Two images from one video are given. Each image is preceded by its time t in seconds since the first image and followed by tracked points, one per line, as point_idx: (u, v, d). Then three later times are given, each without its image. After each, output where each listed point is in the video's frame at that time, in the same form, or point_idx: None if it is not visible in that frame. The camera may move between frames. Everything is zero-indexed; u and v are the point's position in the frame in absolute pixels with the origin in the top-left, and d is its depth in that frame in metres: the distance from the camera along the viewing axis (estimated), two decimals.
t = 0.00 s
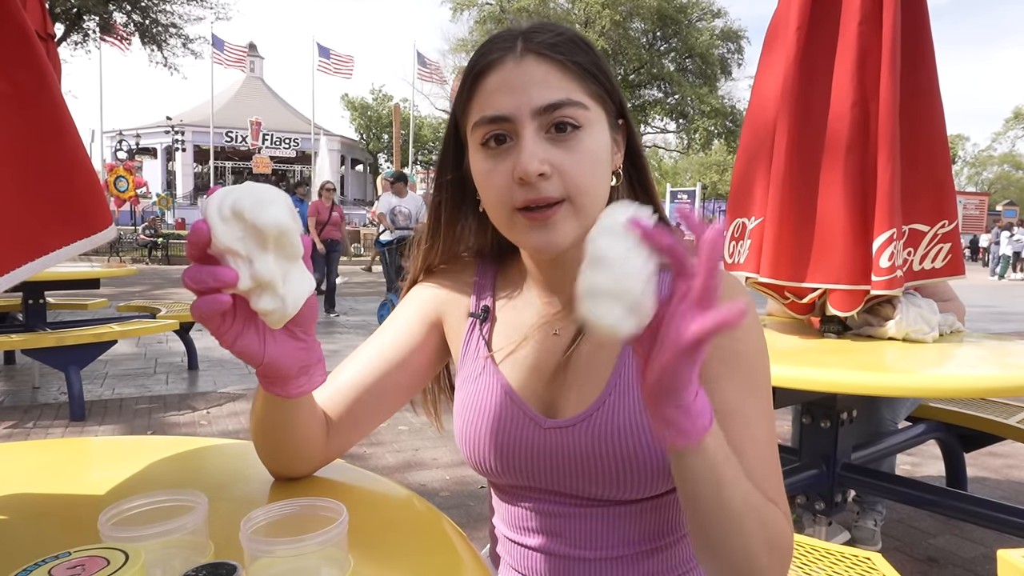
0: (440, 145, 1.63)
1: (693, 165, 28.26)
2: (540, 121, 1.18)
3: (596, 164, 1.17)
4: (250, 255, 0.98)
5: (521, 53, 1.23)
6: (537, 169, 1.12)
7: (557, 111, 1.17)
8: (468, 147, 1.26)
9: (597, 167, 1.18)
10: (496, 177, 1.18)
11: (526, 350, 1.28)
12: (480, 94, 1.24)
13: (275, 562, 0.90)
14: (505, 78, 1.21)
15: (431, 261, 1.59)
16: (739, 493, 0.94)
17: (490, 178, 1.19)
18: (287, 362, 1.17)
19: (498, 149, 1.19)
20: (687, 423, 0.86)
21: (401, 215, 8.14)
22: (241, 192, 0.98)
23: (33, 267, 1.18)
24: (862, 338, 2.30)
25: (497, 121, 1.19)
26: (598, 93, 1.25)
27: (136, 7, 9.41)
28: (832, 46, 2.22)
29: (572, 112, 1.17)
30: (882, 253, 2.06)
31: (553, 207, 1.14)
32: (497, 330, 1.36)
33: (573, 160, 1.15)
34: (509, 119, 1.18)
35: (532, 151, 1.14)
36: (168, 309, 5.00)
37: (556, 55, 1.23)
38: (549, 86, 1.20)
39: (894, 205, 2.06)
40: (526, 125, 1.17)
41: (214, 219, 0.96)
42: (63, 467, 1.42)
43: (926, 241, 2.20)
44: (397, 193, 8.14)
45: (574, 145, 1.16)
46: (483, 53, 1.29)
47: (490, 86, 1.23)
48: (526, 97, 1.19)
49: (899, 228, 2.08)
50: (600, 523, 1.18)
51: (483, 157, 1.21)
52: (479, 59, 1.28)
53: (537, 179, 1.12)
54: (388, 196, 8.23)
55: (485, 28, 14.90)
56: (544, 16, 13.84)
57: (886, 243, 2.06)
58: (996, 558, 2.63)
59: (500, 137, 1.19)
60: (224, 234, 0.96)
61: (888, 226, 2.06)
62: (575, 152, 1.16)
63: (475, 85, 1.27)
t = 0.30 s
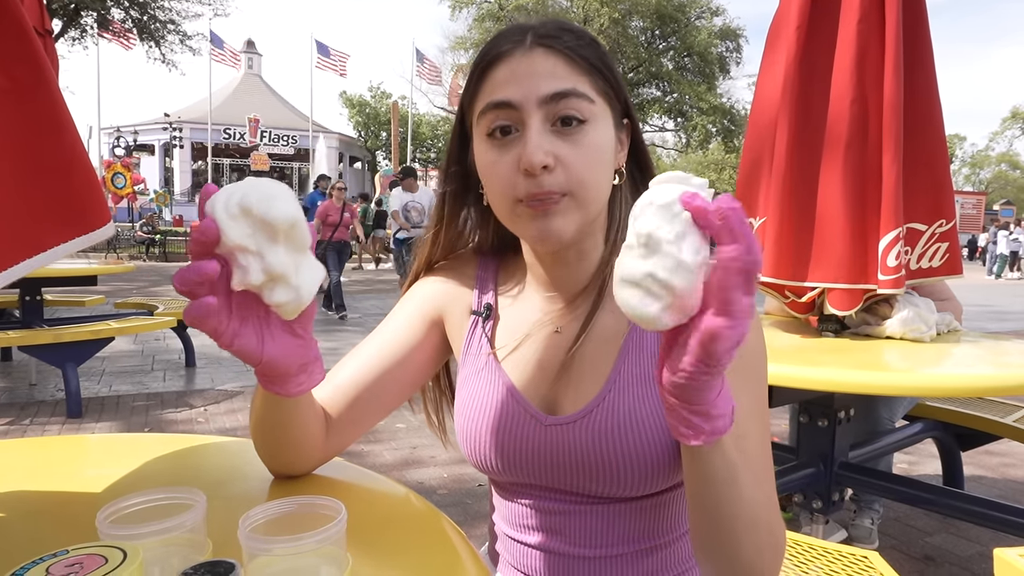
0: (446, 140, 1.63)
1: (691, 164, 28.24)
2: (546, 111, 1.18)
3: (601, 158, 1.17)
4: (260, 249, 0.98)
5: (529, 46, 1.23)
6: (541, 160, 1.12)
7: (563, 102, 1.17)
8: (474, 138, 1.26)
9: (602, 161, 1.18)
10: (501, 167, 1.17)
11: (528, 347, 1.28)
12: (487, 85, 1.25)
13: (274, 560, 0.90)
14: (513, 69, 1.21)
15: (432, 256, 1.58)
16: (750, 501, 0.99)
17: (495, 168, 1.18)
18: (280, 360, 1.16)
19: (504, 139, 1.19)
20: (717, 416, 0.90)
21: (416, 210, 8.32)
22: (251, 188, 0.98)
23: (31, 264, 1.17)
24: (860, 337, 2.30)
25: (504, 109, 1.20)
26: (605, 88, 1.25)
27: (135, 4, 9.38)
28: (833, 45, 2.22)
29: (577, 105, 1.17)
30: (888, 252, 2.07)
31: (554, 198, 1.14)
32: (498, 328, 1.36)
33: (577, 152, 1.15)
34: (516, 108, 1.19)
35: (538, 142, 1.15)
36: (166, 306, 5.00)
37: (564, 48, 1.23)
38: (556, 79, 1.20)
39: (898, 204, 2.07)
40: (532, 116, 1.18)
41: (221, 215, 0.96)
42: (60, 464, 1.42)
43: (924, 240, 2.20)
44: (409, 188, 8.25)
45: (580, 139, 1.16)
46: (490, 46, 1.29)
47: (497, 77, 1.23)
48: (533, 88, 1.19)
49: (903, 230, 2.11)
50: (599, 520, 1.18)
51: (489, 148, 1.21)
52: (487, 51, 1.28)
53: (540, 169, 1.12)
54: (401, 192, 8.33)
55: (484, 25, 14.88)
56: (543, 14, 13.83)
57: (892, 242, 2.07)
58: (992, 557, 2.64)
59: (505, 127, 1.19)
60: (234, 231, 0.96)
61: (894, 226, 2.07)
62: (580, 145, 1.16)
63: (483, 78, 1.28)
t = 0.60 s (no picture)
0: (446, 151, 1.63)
1: (687, 171, 28.32)
2: (539, 133, 1.17)
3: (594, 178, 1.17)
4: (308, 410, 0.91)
5: (522, 66, 1.23)
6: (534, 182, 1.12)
7: (555, 124, 1.17)
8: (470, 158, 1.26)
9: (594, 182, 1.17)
10: (495, 189, 1.18)
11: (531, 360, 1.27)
12: (481, 104, 1.25)
13: (272, 572, 0.89)
14: (506, 90, 1.22)
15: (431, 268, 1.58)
16: (717, 475, 0.90)
17: (489, 190, 1.19)
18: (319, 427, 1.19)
19: (496, 161, 1.19)
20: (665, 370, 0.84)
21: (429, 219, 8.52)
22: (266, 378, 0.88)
23: (30, 275, 1.17)
24: (856, 346, 2.31)
25: (497, 132, 1.19)
26: (599, 107, 1.24)
27: (132, 10, 9.40)
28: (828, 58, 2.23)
29: (570, 127, 1.17)
30: (894, 261, 2.09)
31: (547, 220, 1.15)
32: (497, 340, 1.36)
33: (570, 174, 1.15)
34: (507, 131, 1.18)
35: (531, 164, 1.14)
36: (162, 312, 4.98)
37: (557, 69, 1.23)
38: (549, 101, 1.19)
39: (899, 213, 2.08)
40: (525, 138, 1.17)
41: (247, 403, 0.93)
42: (55, 474, 1.41)
43: (919, 249, 2.20)
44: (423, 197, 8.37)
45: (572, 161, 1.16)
46: (486, 65, 1.30)
47: (491, 98, 1.24)
48: (525, 109, 1.18)
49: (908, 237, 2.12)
50: (596, 531, 1.18)
51: (483, 170, 1.21)
52: (483, 71, 1.29)
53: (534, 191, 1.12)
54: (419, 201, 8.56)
55: (481, 33, 14.92)
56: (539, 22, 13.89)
57: (897, 252, 2.08)
58: (988, 566, 2.64)
59: (497, 148, 1.19)
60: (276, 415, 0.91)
61: (899, 236, 2.08)
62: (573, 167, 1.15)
63: (480, 94, 1.28)
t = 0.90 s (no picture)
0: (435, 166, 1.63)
1: (686, 176, 28.33)
2: (536, 116, 1.19)
3: (592, 158, 1.19)
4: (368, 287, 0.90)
5: (510, 61, 1.27)
6: (535, 156, 1.13)
7: (551, 107, 1.20)
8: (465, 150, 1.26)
9: (590, 160, 1.19)
10: (494, 173, 1.17)
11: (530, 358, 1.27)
12: (473, 97, 1.27)
13: None
14: (498, 81, 1.25)
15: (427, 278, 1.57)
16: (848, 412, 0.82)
17: (486, 175, 1.19)
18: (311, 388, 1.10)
19: (494, 148, 1.20)
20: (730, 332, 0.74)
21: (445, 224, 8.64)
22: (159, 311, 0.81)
23: (32, 279, 1.17)
24: (854, 350, 2.32)
25: (496, 118, 1.21)
26: (588, 96, 1.28)
27: (132, 14, 9.39)
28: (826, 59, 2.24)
29: (564, 108, 1.20)
30: (910, 265, 2.11)
31: (553, 193, 1.15)
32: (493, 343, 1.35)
33: (568, 150, 1.16)
34: (506, 117, 1.20)
35: (532, 141, 1.16)
36: (161, 316, 4.98)
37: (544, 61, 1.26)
38: (541, 86, 1.23)
39: (913, 217, 2.10)
40: (523, 121, 1.19)
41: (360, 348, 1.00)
42: (55, 477, 1.41)
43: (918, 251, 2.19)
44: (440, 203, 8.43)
45: (570, 139, 1.18)
46: (474, 64, 1.32)
47: (484, 89, 1.26)
48: (520, 95, 1.21)
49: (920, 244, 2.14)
50: (592, 536, 1.18)
51: (479, 157, 1.21)
52: (470, 71, 1.31)
53: (538, 163, 1.13)
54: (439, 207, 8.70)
55: (480, 37, 14.91)
56: (538, 27, 13.89)
57: (913, 257, 2.10)
58: (987, 570, 2.64)
59: (494, 134, 1.20)
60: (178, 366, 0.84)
61: (914, 240, 2.10)
62: (573, 146, 1.17)
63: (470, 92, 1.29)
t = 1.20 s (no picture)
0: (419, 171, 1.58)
1: (685, 179, 28.32)
2: (543, 142, 1.19)
3: (596, 175, 1.21)
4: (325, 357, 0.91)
5: (511, 78, 1.23)
6: (547, 189, 1.14)
7: (558, 130, 1.19)
8: (467, 173, 1.26)
9: (595, 186, 1.20)
10: (507, 205, 1.18)
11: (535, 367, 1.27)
12: (474, 115, 1.25)
13: None
14: (500, 102, 1.22)
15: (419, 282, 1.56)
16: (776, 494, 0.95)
17: (495, 204, 1.20)
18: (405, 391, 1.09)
19: (500, 174, 1.20)
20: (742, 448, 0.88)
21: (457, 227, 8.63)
22: (306, 319, 0.91)
23: (27, 280, 1.17)
24: (851, 353, 2.32)
25: (502, 146, 1.20)
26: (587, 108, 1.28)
27: (131, 15, 9.38)
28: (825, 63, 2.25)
29: (569, 130, 1.20)
30: (922, 269, 2.13)
31: (564, 225, 1.16)
32: (494, 348, 1.35)
33: (575, 179, 1.17)
34: (512, 144, 1.19)
35: (542, 170, 1.16)
36: (159, 317, 4.98)
37: (545, 77, 1.24)
38: (543, 109, 1.21)
39: (921, 223, 2.13)
40: (530, 147, 1.18)
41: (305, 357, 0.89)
42: (51, 479, 1.41)
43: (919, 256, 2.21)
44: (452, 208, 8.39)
45: (574, 161, 1.19)
46: (469, 77, 1.28)
47: (487, 108, 1.23)
48: (526, 119, 1.20)
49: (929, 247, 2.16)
50: (592, 538, 1.18)
51: (485, 185, 1.22)
52: (466, 84, 1.28)
53: (550, 199, 1.14)
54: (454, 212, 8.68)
55: (479, 39, 14.90)
56: (538, 29, 13.88)
57: (922, 261, 2.12)
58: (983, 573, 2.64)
59: (502, 163, 1.20)
60: (314, 366, 0.90)
61: (921, 245, 2.12)
62: (576, 169, 1.18)
63: (467, 109, 1.26)
